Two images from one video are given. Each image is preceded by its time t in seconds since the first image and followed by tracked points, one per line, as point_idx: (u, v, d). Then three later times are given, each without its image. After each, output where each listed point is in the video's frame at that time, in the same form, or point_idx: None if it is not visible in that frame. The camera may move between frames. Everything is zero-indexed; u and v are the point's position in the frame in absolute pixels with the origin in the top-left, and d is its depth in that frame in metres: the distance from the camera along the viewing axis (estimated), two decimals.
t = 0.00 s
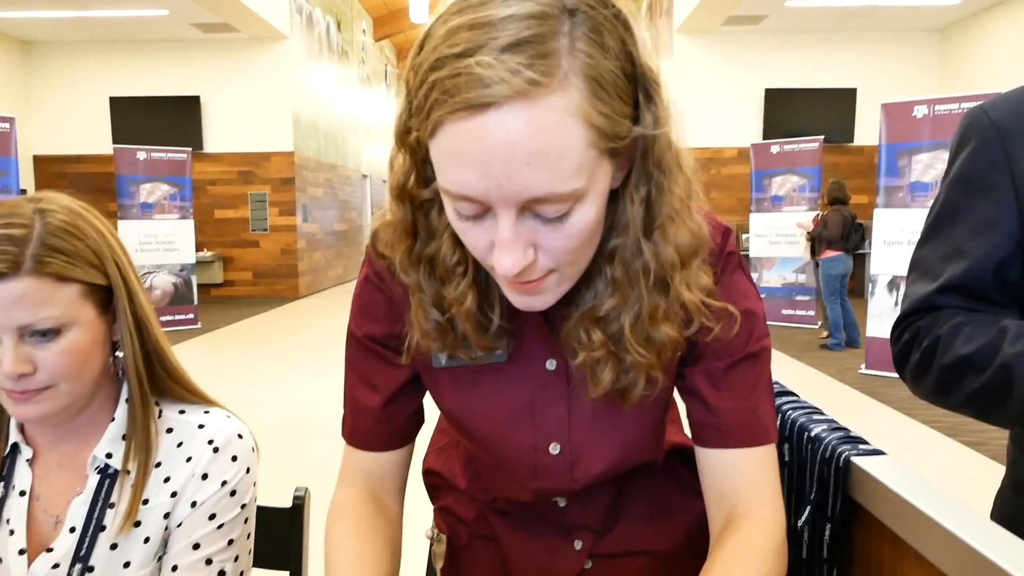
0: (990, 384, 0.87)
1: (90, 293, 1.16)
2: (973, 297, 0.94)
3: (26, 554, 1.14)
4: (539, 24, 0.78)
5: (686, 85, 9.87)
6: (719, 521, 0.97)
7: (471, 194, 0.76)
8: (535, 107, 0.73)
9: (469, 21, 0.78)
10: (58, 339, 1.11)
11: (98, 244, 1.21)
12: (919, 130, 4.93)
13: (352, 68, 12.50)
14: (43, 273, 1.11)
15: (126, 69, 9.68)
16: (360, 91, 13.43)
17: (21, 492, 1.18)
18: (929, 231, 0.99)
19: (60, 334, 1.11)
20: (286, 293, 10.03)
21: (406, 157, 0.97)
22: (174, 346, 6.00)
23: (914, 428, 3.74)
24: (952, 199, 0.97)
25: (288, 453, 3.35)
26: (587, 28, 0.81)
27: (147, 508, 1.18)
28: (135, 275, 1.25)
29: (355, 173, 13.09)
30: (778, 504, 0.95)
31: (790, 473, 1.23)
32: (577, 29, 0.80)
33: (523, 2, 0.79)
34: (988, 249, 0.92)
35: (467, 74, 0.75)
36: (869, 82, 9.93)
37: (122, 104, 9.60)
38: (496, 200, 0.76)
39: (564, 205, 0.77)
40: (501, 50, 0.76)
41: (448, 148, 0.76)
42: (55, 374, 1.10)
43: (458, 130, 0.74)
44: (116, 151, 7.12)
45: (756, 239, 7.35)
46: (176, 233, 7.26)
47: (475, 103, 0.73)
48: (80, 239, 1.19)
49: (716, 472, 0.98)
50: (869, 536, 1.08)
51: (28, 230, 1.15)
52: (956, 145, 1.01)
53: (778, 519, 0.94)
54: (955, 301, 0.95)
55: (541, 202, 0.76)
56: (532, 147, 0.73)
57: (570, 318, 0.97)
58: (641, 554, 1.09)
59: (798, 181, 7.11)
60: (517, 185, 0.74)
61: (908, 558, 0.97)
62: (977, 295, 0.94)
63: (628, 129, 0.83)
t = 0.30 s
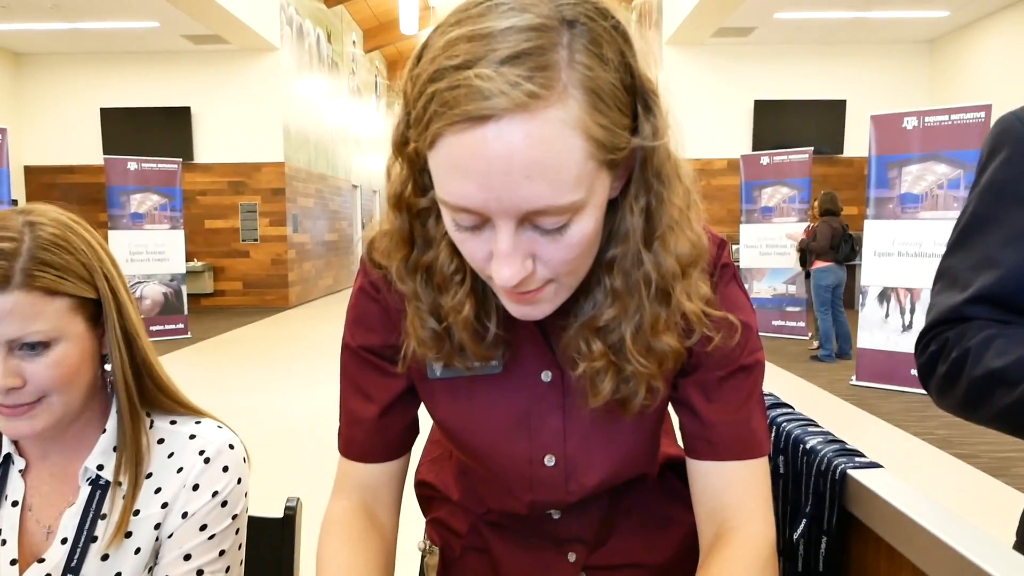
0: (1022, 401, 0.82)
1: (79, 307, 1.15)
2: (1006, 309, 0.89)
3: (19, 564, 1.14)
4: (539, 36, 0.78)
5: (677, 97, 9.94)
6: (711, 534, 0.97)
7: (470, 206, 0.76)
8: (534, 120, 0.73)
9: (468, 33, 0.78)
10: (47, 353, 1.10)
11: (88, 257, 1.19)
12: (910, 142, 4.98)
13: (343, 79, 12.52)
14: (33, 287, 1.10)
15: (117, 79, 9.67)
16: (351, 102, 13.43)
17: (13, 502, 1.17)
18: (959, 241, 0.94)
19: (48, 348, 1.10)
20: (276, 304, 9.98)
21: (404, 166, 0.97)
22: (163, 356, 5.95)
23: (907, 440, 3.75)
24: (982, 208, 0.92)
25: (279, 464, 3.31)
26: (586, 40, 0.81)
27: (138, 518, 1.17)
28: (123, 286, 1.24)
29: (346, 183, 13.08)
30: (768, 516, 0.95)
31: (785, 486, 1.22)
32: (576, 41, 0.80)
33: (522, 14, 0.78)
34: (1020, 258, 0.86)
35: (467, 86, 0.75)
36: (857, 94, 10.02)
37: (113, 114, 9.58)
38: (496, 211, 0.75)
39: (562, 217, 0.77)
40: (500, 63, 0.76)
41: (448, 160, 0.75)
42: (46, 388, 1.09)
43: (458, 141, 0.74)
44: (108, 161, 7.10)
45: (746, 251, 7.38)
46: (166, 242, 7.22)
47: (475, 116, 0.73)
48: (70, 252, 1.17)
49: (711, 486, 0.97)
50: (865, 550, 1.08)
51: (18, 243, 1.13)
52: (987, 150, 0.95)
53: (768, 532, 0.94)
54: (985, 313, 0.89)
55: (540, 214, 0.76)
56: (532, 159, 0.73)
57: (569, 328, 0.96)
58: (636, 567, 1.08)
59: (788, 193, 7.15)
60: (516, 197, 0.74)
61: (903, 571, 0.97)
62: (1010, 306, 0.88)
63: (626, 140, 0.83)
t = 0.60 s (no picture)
0: None
1: (105, 302, 1.17)
2: None
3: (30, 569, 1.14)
4: (541, 59, 0.78)
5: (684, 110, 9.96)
6: (715, 549, 0.96)
7: (473, 226, 0.77)
8: (536, 143, 0.73)
9: (473, 56, 0.79)
10: (63, 333, 1.11)
11: (121, 259, 1.21)
12: (917, 155, 4.95)
13: (352, 91, 12.59)
14: (67, 269, 1.13)
15: (129, 90, 9.76)
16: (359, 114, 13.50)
17: (26, 507, 1.18)
18: (998, 252, 0.83)
19: (65, 329, 1.11)
20: (283, 314, 10.00)
21: (411, 180, 0.97)
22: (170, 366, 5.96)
23: (916, 455, 3.73)
24: None
25: (284, 474, 3.32)
26: (589, 62, 0.81)
27: (148, 526, 1.17)
28: (151, 296, 1.24)
29: (353, 195, 13.13)
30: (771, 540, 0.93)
31: (791, 501, 1.21)
32: (579, 63, 0.80)
33: (526, 37, 0.79)
34: None
35: (470, 109, 0.75)
36: (864, 107, 10.01)
37: (124, 126, 9.66)
38: (500, 232, 0.76)
39: (564, 236, 0.78)
40: (504, 86, 0.76)
41: (452, 180, 0.76)
42: (59, 372, 1.10)
43: (460, 165, 0.75)
44: (118, 172, 7.16)
45: (753, 263, 7.38)
46: (175, 252, 7.26)
47: (477, 138, 0.73)
48: (107, 252, 1.20)
49: (716, 504, 0.97)
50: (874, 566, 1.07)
51: (64, 233, 1.17)
52: None
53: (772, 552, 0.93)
54: None
55: (541, 233, 0.76)
56: (532, 178, 0.73)
57: (573, 342, 0.96)
58: None
59: (795, 206, 7.13)
60: (519, 217, 0.74)
61: None
62: None
63: (628, 159, 0.84)
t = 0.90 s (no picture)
0: None
1: (120, 304, 1.18)
2: None
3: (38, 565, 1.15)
4: (562, 26, 0.79)
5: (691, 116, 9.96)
6: (728, 544, 0.97)
7: (489, 190, 0.77)
8: (556, 102, 0.74)
9: (494, 23, 0.80)
10: (79, 337, 1.12)
11: (137, 259, 1.22)
12: (925, 163, 4.96)
13: (360, 94, 12.63)
14: (82, 270, 1.14)
15: (138, 91, 9.81)
16: (367, 117, 13.54)
17: (35, 504, 1.18)
18: None
19: (81, 334, 1.13)
20: (289, 316, 10.04)
21: (426, 164, 0.99)
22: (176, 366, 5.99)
23: (919, 462, 3.73)
24: None
25: (290, 474, 3.33)
26: (608, 32, 0.82)
27: (155, 525, 1.17)
28: (165, 295, 1.26)
29: (360, 197, 13.17)
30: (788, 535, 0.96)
31: (797, 506, 1.21)
32: (598, 33, 0.82)
33: (548, 6, 0.81)
34: None
35: (491, 70, 0.76)
36: (873, 115, 10.00)
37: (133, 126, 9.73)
38: (514, 195, 0.76)
39: (581, 204, 0.78)
40: (525, 48, 0.77)
41: (469, 142, 0.77)
42: (76, 371, 1.12)
43: (479, 124, 0.75)
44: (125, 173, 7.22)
45: (759, 269, 7.39)
46: (181, 252, 7.29)
47: (498, 97, 0.74)
48: (122, 252, 1.21)
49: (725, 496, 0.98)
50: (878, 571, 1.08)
51: (78, 234, 1.17)
52: None
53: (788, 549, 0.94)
54: None
55: (558, 199, 0.77)
56: (551, 142, 0.74)
57: (585, 329, 0.97)
58: None
59: (802, 213, 7.10)
60: (535, 178, 0.75)
61: None
62: None
63: (645, 132, 0.85)
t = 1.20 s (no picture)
0: None
1: (124, 292, 1.18)
2: None
3: (32, 548, 1.14)
4: None
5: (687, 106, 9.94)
6: (723, 532, 0.97)
7: (489, 159, 0.76)
8: (554, 69, 0.73)
9: None
10: (71, 311, 1.11)
11: (152, 253, 1.24)
12: (921, 154, 4.95)
13: (354, 80, 12.55)
14: (96, 249, 1.16)
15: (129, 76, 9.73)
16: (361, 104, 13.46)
17: (26, 487, 1.17)
18: None
19: (74, 307, 1.12)
20: (282, 303, 10.00)
21: (424, 142, 0.99)
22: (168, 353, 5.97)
23: (911, 453, 3.75)
24: None
25: (284, 462, 3.33)
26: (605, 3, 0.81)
27: (149, 510, 1.16)
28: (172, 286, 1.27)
29: (354, 184, 13.11)
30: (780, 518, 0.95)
31: (794, 497, 1.21)
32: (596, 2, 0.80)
33: None
34: None
35: (490, 37, 0.75)
36: (869, 105, 10.00)
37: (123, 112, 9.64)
38: (516, 163, 0.75)
39: (580, 173, 0.77)
40: (524, 15, 0.76)
41: (468, 112, 0.76)
42: (53, 346, 1.09)
43: (479, 93, 0.74)
44: (119, 158, 7.20)
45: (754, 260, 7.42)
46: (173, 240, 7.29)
47: (497, 65, 0.73)
48: (139, 240, 1.23)
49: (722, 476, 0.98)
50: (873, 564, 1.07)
51: (106, 217, 1.21)
52: None
53: (782, 534, 0.94)
54: None
55: (558, 166, 0.76)
56: (550, 110, 0.73)
57: (587, 305, 0.96)
58: None
59: (797, 203, 7.10)
60: (533, 147, 0.74)
61: None
62: None
63: (643, 106, 0.83)
